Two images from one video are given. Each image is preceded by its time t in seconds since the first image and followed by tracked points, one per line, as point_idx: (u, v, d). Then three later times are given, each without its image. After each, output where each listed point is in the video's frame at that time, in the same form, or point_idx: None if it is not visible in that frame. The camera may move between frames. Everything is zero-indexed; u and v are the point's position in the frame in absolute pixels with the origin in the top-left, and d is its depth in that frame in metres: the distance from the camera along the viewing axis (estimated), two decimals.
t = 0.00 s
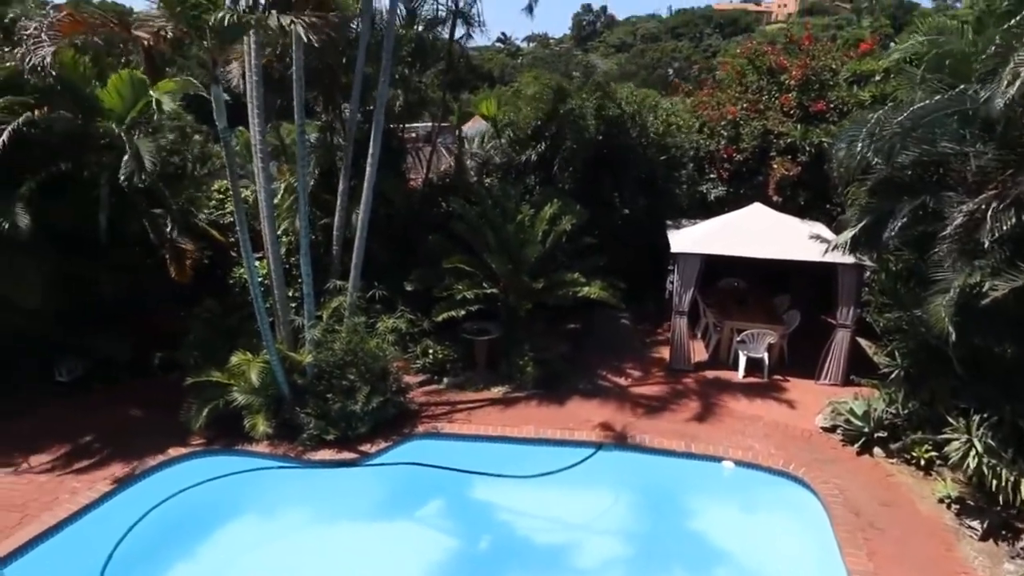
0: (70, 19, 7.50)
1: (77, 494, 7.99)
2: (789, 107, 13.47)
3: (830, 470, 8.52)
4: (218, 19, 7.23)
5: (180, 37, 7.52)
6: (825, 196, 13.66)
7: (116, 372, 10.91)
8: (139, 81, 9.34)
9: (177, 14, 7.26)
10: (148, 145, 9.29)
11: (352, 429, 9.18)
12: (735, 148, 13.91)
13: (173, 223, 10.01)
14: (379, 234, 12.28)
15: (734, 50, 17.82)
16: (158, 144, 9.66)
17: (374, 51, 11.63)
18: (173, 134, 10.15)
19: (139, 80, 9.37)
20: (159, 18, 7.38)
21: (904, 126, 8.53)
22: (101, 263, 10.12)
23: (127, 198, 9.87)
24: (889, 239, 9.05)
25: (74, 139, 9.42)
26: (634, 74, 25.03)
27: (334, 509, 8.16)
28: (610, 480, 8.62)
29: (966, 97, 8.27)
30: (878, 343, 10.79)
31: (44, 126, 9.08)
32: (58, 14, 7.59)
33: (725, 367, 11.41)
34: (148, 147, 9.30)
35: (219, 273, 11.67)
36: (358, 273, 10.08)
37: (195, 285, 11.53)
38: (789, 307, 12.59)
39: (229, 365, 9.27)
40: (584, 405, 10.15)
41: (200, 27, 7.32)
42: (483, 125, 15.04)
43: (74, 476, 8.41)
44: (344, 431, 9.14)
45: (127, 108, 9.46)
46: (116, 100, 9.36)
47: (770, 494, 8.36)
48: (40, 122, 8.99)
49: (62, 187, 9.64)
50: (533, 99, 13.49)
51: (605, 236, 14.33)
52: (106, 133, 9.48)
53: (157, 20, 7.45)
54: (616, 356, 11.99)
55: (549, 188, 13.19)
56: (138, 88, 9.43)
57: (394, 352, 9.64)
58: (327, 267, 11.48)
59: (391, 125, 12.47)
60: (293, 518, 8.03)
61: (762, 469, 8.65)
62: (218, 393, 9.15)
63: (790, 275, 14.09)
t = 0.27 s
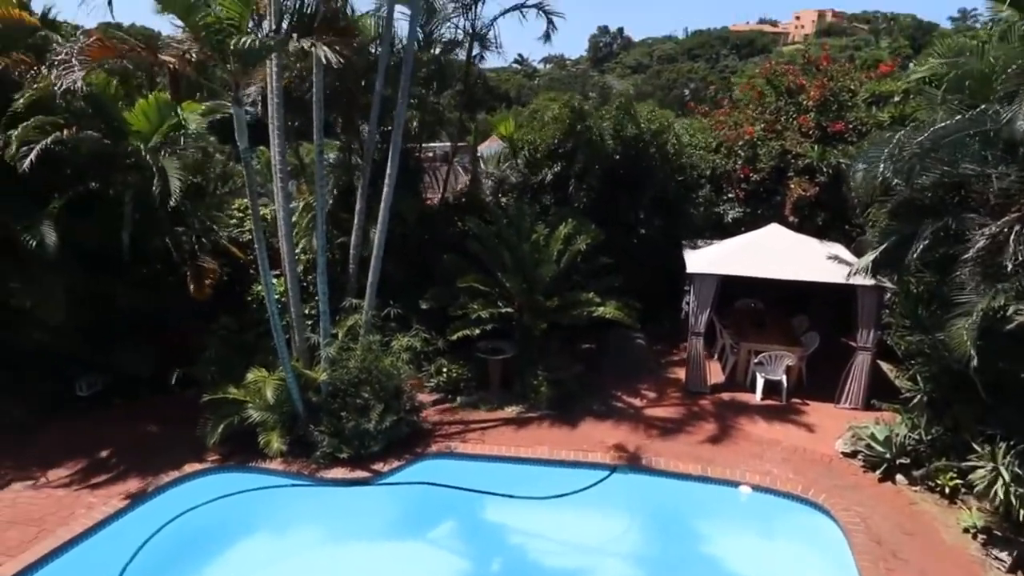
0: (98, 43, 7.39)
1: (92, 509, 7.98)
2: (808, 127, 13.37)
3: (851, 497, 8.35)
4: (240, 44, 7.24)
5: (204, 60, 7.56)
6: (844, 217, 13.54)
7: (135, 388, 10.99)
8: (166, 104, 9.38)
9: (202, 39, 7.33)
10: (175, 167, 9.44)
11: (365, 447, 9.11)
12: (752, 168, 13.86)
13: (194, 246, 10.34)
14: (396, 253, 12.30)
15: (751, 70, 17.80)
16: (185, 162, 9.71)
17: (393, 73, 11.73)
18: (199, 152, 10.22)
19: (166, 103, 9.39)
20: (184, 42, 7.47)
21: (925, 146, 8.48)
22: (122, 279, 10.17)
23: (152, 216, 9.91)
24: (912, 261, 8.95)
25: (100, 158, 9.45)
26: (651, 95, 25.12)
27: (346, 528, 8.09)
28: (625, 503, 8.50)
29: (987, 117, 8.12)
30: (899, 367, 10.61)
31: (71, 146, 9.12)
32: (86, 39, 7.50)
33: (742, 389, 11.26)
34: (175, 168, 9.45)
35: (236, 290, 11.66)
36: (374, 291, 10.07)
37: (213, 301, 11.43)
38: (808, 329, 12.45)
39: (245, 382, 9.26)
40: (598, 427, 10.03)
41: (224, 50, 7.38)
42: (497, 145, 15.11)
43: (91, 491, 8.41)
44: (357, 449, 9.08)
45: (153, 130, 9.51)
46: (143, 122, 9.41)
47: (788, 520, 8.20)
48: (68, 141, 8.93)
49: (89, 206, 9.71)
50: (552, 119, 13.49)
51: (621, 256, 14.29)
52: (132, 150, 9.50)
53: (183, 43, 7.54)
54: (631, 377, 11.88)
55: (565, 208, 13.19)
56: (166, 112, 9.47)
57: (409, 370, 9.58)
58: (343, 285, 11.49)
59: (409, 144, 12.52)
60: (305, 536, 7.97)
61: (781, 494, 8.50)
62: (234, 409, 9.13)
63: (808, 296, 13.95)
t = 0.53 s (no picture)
0: (116, 61, 7.46)
1: (101, 522, 7.96)
2: (819, 142, 13.35)
3: (865, 517, 8.23)
4: (258, 65, 7.33)
5: (220, 77, 7.66)
6: (856, 233, 13.48)
7: (148, 402, 10.91)
8: (181, 121, 9.53)
9: (217, 57, 7.37)
10: (192, 179, 9.62)
11: (373, 462, 9.06)
12: (763, 183, 13.77)
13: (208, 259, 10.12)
14: (406, 267, 12.30)
15: (760, 85, 17.79)
16: (200, 176, 9.82)
17: (404, 89, 11.77)
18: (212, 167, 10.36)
19: (182, 119, 9.55)
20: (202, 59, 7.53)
21: (937, 164, 8.43)
22: (135, 292, 10.22)
23: (165, 230, 10.04)
24: (925, 278, 8.88)
25: (115, 173, 9.51)
26: (661, 110, 25.15)
27: (352, 544, 8.02)
28: (635, 522, 8.39)
29: (998, 134, 8.10)
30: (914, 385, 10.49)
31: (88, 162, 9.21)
32: (104, 57, 7.57)
33: (754, 407, 11.15)
34: (193, 180, 9.64)
35: (247, 304, 11.68)
36: (383, 305, 10.06)
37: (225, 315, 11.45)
38: (820, 346, 12.34)
39: (254, 396, 9.25)
40: (607, 444, 9.94)
41: (239, 68, 7.45)
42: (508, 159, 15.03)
43: (100, 504, 8.39)
44: (365, 465, 9.02)
45: (169, 145, 9.66)
46: (159, 138, 9.57)
47: (800, 540, 8.07)
48: (87, 156, 8.99)
49: (103, 219, 9.77)
50: (563, 135, 13.42)
51: (631, 272, 14.22)
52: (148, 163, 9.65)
53: (199, 61, 7.62)
54: (641, 394, 11.79)
55: (575, 223, 13.17)
56: (182, 128, 9.59)
57: (417, 385, 9.54)
58: (353, 299, 11.49)
59: (420, 160, 12.54)
60: (311, 552, 7.91)
61: (793, 514, 8.39)
62: (243, 423, 9.12)
63: (819, 312, 13.85)
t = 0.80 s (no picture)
0: (125, 76, 7.49)
1: (103, 536, 7.91)
2: (824, 156, 13.28)
3: (875, 535, 8.12)
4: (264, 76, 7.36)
5: (228, 93, 7.61)
6: (863, 246, 13.46)
7: (153, 414, 10.93)
8: (190, 135, 9.62)
9: (225, 72, 7.36)
10: (208, 195, 9.60)
11: (377, 477, 9.01)
12: (769, 197, 13.67)
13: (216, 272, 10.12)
14: (411, 280, 12.30)
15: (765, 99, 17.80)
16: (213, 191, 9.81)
17: (411, 103, 11.80)
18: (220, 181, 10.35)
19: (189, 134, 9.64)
20: (210, 76, 7.42)
21: (944, 179, 8.29)
22: (141, 304, 10.15)
23: (173, 243, 10.06)
24: (933, 293, 8.87)
25: (123, 188, 9.44)
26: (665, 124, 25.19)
27: (356, 560, 7.95)
28: (641, 538, 8.31)
29: (1004, 148, 8.03)
30: (922, 401, 10.39)
31: (97, 176, 9.14)
32: (113, 73, 7.60)
33: (761, 422, 11.06)
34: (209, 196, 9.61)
35: (253, 316, 11.70)
36: (389, 318, 10.03)
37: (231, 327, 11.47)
38: (827, 360, 12.26)
39: (259, 410, 9.22)
40: (613, 459, 9.86)
41: (248, 83, 7.47)
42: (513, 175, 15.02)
43: (104, 518, 8.35)
44: (369, 479, 8.97)
45: (177, 160, 9.67)
46: (168, 152, 9.62)
47: (810, 558, 7.97)
48: (97, 170, 8.88)
49: (110, 232, 9.80)
50: (568, 149, 13.40)
51: (635, 286, 14.30)
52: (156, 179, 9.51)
53: (207, 76, 7.49)
54: (647, 409, 11.71)
55: (581, 237, 13.16)
56: (190, 143, 9.66)
57: (422, 399, 9.49)
58: (358, 312, 11.48)
59: (426, 173, 12.56)
60: (314, 567, 7.84)
61: (802, 532, 8.29)
62: (246, 437, 9.08)
63: (826, 327, 13.78)
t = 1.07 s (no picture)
0: (129, 94, 7.42)
1: (102, 555, 7.85)
2: (825, 171, 13.28)
3: (882, 554, 8.03)
4: (269, 94, 7.35)
5: (233, 110, 7.63)
6: (866, 262, 13.45)
7: (155, 430, 10.89)
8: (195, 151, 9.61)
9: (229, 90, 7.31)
10: (214, 211, 9.65)
11: (378, 495, 8.93)
12: (770, 212, 13.62)
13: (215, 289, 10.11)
14: (414, 296, 12.28)
15: (766, 115, 17.85)
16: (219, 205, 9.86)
17: (414, 119, 11.84)
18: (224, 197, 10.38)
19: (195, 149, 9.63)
20: (215, 94, 7.50)
21: (946, 195, 8.35)
22: (144, 320, 10.09)
23: (177, 259, 9.99)
24: (937, 308, 8.87)
25: (131, 205, 9.54)
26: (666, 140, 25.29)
27: None
28: (645, 557, 8.21)
29: (1006, 164, 8.03)
30: (928, 419, 10.32)
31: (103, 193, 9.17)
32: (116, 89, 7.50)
33: (765, 439, 10.98)
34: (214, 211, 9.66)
35: (254, 331, 11.68)
36: (390, 333, 9.98)
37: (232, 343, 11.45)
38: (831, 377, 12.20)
39: (260, 426, 9.17)
40: (617, 477, 9.79)
41: (252, 101, 7.42)
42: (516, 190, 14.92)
43: (103, 535, 8.29)
44: (369, 497, 8.90)
45: (182, 176, 9.69)
46: (172, 168, 9.59)
47: None
48: (103, 187, 9.00)
49: (114, 250, 9.81)
50: (571, 165, 13.38)
51: (636, 301, 14.32)
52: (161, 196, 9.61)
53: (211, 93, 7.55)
54: (650, 425, 11.65)
55: (584, 253, 13.14)
56: (195, 159, 9.67)
57: (424, 415, 9.45)
58: (360, 328, 11.45)
59: (429, 189, 12.59)
60: None
61: (808, 551, 8.18)
62: (246, 453, 9.02)
63: (830, 343, 13.73)
